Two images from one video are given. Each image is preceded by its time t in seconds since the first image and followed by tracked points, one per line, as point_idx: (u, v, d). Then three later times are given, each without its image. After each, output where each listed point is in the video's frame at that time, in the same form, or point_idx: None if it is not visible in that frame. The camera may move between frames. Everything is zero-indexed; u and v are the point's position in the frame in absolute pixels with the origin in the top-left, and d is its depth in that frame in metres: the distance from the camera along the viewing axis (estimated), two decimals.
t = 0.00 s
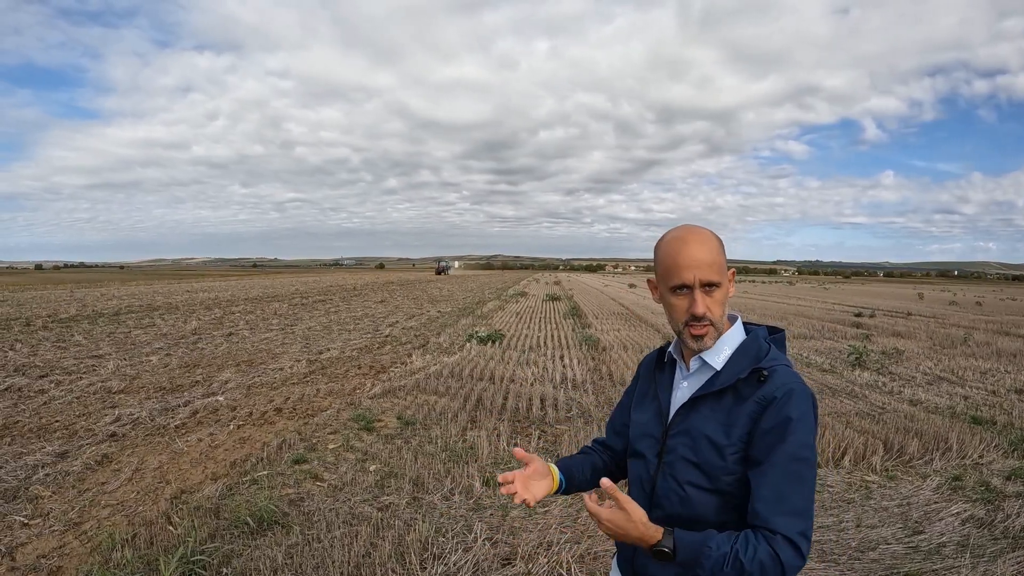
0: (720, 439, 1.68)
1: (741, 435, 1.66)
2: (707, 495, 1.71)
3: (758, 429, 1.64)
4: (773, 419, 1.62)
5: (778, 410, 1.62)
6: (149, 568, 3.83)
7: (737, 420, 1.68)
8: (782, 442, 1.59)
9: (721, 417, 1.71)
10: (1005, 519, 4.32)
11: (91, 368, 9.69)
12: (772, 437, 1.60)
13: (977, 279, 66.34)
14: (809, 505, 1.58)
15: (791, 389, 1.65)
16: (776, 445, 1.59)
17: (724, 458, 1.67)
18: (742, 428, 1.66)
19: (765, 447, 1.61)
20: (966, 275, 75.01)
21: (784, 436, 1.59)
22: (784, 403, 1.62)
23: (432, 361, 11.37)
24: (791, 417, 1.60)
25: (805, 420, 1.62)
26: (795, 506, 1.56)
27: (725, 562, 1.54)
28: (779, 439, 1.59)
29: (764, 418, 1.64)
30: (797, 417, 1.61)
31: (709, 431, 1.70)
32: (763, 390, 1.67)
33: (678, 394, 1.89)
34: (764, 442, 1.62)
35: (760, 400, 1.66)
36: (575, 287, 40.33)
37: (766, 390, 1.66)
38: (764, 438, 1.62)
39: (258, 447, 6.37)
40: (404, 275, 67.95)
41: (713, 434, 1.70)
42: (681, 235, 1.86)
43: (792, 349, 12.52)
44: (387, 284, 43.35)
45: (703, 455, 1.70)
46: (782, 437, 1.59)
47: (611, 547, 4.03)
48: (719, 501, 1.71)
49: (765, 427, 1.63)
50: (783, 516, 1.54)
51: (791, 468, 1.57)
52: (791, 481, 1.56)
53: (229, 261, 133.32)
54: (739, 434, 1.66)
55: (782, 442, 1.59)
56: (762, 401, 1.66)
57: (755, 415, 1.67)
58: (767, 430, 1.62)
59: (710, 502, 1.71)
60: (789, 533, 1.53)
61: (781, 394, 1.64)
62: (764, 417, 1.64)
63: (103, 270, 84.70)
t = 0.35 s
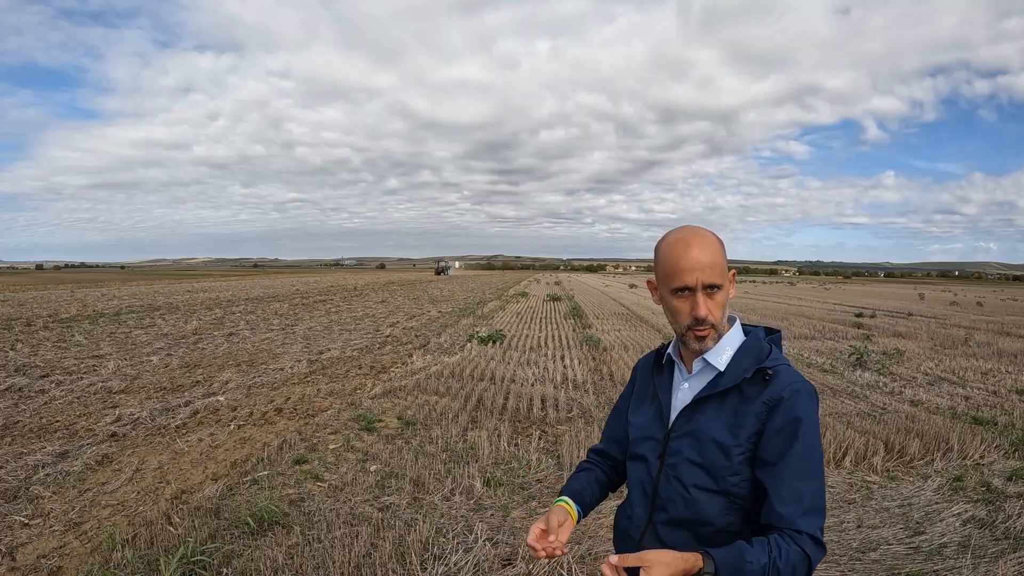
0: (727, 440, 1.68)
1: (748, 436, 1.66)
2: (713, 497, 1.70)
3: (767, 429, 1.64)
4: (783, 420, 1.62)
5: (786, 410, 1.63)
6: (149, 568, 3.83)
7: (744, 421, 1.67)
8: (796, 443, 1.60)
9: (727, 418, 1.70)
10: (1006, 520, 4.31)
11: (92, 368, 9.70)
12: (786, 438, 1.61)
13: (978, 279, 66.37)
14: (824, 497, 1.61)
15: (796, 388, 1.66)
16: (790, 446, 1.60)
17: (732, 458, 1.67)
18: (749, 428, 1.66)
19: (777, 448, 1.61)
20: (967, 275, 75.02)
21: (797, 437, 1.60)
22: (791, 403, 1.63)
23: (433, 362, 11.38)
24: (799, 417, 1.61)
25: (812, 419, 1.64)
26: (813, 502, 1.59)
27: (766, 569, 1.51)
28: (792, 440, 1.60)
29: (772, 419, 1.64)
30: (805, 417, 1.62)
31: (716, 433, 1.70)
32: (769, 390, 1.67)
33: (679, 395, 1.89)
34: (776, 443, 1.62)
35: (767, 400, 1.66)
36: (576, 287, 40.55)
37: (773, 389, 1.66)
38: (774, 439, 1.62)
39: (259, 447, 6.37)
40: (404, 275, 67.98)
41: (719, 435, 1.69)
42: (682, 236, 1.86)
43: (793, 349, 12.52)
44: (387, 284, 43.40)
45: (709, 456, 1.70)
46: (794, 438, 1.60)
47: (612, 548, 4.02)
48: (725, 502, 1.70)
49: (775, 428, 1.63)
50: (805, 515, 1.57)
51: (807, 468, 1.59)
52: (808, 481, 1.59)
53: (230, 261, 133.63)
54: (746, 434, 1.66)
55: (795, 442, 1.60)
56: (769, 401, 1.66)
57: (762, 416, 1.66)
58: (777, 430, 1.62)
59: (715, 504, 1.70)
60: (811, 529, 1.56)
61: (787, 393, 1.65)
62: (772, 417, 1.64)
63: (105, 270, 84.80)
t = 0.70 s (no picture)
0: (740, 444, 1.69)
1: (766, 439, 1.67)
2: (724, 502, 1.70)
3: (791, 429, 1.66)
4: (804, 418, 1.65)
5: (802, 407, 1.66)
6: (150, 569, 3.83)
7: (758, 423, 1.69)
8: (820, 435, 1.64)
9: (738, 420, 1.72)
10: (1007, 520, 4.31)
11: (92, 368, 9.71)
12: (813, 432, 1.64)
13: (979, 279, 66.27)
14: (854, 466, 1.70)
15: (803, 385, 1.69)
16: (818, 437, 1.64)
17: (742, 459, 1.68)
18: (767, 431, 1.67)
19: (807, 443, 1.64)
20: (968, 275, 74.95)
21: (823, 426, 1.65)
22: (803, 399, 1.67)
23: (434, 362, 11.39)
24: (815, 409, 1.66)
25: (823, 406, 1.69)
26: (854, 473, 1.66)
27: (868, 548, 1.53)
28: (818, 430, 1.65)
29: (791, 417, 1.67)
30: (819, 406, 1.67)
31: (731, 437, 1.70)
32: (780, 389, 1.69)
33: (682, 398, 1.89)
34: (804, 442, 1.64)
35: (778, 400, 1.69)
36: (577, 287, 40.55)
37: (782, 387, 1.69)
38: (798, 437, 1.65)
39: (259, 447, 6.38)
40: (405, 275, 68.03)
41: (734, 438, 1.70)
42: (677, 234, 1.87)
43: (793, 350, 12.52)
44: (388, 285, 43.42)
45: (720, 461, 1.70)
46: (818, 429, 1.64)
47: (613, 548, 4.02)
48: (734, 506, 1.69)
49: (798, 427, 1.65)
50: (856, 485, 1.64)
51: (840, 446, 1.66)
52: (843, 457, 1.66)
53: (231, 261, 133.78)
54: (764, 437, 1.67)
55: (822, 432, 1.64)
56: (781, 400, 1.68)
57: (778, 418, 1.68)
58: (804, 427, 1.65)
59: (727, 510, 1.69)
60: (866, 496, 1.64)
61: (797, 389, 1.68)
62: (790, 416, 1.67)
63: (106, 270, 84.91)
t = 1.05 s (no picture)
0: (740, 447, 1.69)
1: (765, 444, 1.67)
2: (723, 505, 1.70)
3: (791, 436, 1.66)
4: (802, 427, 1.65)
5: (800, 414, 1.66)
6: (151, 568, 3.84)
7: (757, 427, 1.69)
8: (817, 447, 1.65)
9: (738, 425, 1.72)
10: (1007, 520, 4.31)
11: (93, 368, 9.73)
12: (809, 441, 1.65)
13: (980, 279, 66.20)
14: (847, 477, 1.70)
15: (805, 390, 1.69)
16: (815, 446, 1.64)
17: (743, 463, 1.68)
18: (766, 436, 1.67)
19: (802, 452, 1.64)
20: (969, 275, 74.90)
21: (818, 436, 1.65)
22: (803, 407, 1.67)
23: (435, 362, 11.40)
24: (814, 417, 1.66)
25: (822, 414, 1.69)
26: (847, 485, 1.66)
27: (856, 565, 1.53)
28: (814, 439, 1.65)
29: (791, 424, 1.66)
30: (818, 414, 1.67)
31: (732, 442, 1.71)
32: (781, 395, 1.69)
33: (682, 400, 1.89)
34: (799, 449, 1.65)
35: (779, 405, 1.68)
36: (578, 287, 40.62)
37: (783, 393, 1.69)
38: (796, 445, 1.65)
39: (261, 447, 6.39)
40: (406, 275, 68.07)
41: (734, 442, 1.70)
42: (675, 239, 1.87)
43: (794, 350, 12.54)
44: (389, 284, 43.43)
45: (720, 465, 1.71)
46: (814, 439, 1.64)
47: (613, 548, 4.03)
48: (733, 508, 1.70)
49: (796, 435, 1.66)
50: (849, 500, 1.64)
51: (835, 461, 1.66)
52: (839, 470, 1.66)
53: (232, 261, 133.92)
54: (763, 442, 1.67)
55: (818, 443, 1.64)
56: (782, 405, 1.68)
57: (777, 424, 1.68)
58: (802, 437, 1.65)
59: (725, 512, 1.70)
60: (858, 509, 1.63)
61: (799, 395, 1.67)
62: (790, 424, 1.66)
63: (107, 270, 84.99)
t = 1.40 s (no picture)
0: (737, 445, 1.69)
1: (762, 441, 1.67)
2: (719, 502, 1.70)
3: (787, 435, 1.66)
4: (800, 424, 1.65)
5: (797, 412, 1.66)
6: (152, 568, 3.85)
7: (754, 425, 1.68)
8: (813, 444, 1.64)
9: (735, 423, 1.71)
10: (1008, 520, 4.31)
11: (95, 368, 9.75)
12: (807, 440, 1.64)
13: (982, 279, 66.13)
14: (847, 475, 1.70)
15: (802, 390, 1.68)
16: (812, 446, 1.64)
17: (738, 461, 1.68)
18: (762, 434, 1.67)
19: (800, 450, 1.64)
20: (970, 275, 74.84)
21: (816, 435, 1.64)
22: (800, 405, 1.66)
23: (436, 362, 11.41)
24: (812, 416, 1.66)
25: (820, 413, 1.69)
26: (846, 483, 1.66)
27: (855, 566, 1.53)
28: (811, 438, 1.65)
29: (788, 423, 1.66)
30: (815, 413, 1.67)
31: (728, 439, 1.71)
32: (777, 393, 1.69)
33: (680, 398, 1.90)
34: (797, 448, 1.64)
35: (775, 404, 1.68)
36: (579, 287, 40.87)
37: (780, 392, 1.69)
38: (792, 445, 1.65)
39: (261, 447, 6.40)
40: (407, 275, 68.09)
41: (730, 440, 1.70)
42: (675, 235, 1.89)
43: (795, 350, 12.53)
44: (390, 285, 43.44)
45: (716, 463, 1.71)
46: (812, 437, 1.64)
47: (614, 547, 4.03)
48: (728, 506, 1.70)
49: (791, 434, 1.66)
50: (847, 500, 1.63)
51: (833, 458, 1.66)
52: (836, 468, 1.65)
53: (232, 261, 134.09)
54: (760, 439, 1.67)
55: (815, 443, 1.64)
56: (778, 403, 1.68)
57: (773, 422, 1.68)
58: (799, 436, 1.65)
59: (721, 510, 1.70)
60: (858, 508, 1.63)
61: (796, 394, 1.67)
62: (785, 422, 1.66)
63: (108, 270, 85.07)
